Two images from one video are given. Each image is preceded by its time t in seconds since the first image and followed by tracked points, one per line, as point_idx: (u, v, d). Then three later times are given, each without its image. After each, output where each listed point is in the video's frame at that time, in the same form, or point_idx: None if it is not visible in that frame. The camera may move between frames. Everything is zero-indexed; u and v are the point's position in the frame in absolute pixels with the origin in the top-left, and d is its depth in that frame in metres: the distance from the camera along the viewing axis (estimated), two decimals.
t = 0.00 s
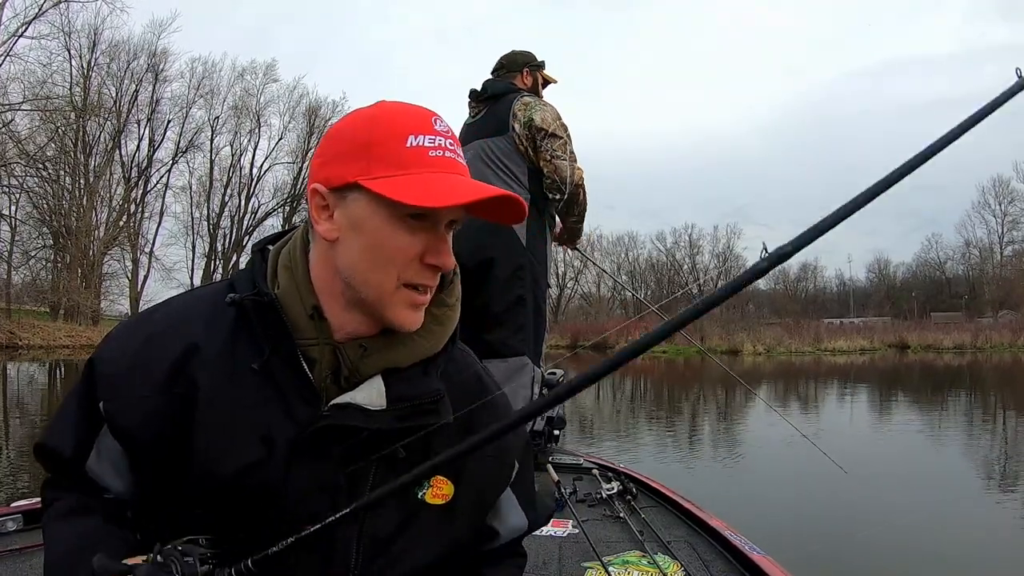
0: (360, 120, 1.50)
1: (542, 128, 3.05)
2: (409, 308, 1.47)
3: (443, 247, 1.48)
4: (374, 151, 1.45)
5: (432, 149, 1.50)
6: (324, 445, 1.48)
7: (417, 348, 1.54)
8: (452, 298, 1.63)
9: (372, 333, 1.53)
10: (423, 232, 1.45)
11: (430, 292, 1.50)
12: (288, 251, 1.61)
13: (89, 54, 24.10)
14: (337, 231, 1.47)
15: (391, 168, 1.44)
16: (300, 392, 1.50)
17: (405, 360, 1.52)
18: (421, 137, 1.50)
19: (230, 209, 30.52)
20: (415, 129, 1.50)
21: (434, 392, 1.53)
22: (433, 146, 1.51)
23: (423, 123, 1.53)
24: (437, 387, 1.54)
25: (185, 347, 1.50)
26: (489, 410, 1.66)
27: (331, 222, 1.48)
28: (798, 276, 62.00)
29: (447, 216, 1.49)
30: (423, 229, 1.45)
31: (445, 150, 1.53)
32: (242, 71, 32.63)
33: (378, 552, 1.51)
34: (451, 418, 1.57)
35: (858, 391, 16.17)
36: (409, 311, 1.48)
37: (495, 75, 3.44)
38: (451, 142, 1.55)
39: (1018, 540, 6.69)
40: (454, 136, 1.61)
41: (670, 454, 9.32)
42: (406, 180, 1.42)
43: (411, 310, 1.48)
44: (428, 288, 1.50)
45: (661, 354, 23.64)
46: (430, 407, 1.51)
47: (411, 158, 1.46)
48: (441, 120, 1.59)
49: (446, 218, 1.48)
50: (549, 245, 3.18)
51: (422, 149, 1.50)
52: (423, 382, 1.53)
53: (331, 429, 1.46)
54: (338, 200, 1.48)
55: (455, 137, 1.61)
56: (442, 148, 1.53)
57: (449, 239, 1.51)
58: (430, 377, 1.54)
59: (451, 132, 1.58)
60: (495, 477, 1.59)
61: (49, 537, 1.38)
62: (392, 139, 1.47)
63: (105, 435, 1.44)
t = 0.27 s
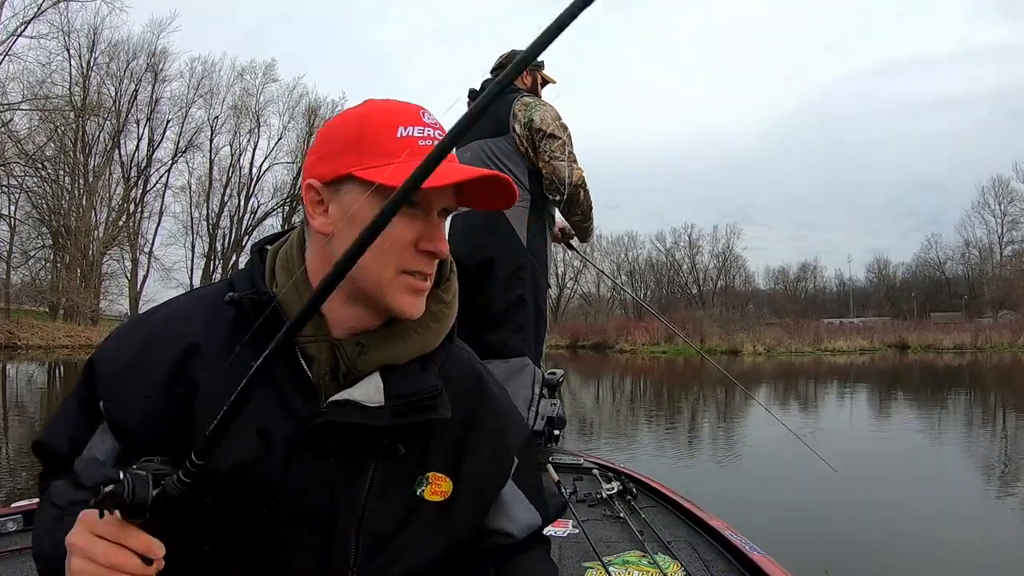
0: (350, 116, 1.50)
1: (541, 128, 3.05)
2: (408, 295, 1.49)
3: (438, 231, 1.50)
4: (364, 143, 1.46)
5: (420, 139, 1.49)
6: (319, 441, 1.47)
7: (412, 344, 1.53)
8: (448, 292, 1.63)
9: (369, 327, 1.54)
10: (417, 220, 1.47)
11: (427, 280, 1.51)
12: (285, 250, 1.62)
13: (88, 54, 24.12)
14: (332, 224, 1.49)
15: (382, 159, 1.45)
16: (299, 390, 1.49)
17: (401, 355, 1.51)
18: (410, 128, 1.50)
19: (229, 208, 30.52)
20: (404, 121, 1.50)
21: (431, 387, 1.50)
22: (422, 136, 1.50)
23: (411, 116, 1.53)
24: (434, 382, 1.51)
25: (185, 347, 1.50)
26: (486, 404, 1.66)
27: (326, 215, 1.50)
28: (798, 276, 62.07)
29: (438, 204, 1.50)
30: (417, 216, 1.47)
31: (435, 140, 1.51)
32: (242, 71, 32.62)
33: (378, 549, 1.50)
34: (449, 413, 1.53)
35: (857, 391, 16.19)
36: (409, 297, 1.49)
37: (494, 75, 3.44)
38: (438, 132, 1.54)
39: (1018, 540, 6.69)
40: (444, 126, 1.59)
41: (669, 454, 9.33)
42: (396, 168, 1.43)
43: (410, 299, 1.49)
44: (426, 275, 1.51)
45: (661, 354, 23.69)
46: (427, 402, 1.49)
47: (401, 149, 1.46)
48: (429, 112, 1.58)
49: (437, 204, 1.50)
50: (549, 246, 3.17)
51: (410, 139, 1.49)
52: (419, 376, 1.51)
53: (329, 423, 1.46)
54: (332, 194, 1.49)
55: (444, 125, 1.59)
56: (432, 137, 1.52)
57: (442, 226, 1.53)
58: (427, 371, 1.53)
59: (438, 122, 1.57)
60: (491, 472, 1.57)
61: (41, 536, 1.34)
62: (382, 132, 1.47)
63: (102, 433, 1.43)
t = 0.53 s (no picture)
0: (340, 114, 1.52)
1: (541, 129, 3.05)
2: (405, 291, 1.48)
3: (432, 226, 1.50)
4: (355, 138, 1.47)
5: (411, 134, 1.51)
6: (314, 435, 1.47)
7: (407, 340, 1.53)
8: (443, 287, 1.62)
9: (365, 324, 1.53)
10: (412, 215, 1.47)
11: (423, 276, 1.51)
12: (279, 251, 1.62)
13: (87, 53, 24.09)
14: (326, 222, 1.48)
15: (375, 155, 1.46)
16: (296, 387, 1.49)
17: (396, 350, 1.50)
18: (399, 124, 1.52)
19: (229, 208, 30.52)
20: (393, 117, 1.52)
21: (427, 381, 1.50)
22: (411, 132, 1.52)
23: (400, 112, 1.55)
24: (430, 376, 1.51)
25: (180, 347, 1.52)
26: (487, 396, 1.64)
27: (320, 214, 1.49)
28: (797, 276, 62.12)
29: (432, 197, 1.50)
30: (412, 211, 1.47)
31: (424, 134, 1.54)
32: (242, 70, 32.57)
33: (377, 544, 1.50)
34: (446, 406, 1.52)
35: (857, 391, 16.21)
36: (406, 294, 1.49)
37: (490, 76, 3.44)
38: (429, 127, 1.57)
39: (1017, 540, 6.69)
40: (432, 122, 1.62)
41: (668, 454, 9.34)
42: (389, 162, 1.44)
43: (406, 295, 1.49)
44: (422, 271, 1.50)
45: (661, 354, 23.72)
46: (423, 396, 1.49)
47: (392, 145, 1.48)
48: (418, 109, 1.61)
49: (430, 198, 1.50)
50: (549, 246, 3.17)
51: (402, 134, 1.51)
52: (415, 371, 1.51)
53: (324, 421, 1.45)
54: (325, 193, 1.49)
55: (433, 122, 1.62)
56: (421, 132, 1.54)
57: (435, 219, 1.53)
58: (423, 367, 1.52)
59: (428, 119, 1.59)
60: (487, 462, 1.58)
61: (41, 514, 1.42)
62: (373, 128, 1.49)
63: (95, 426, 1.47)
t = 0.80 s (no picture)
0: (340, 114, 1.52)
1: (536, 130, 3.04)
2: (406, 293, 1.47)
3: (433, 229, 1.49)
4: (355, 138, 1.47)
5: (412, 136, 1.51)
6: (314, 430, 1.47)
7: (407, 333, 1.52)
8: (443, 284, 1.61)
9: (365, 321, 1.52)
10: (412, 217, 1.46)
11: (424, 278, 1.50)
12: (277, 248, 1.61)
13: (86, 53, 24.07)
14: (326, 224, 1.48)
15: (375, 156, 1.46)
16: (294, 385, 1.49)
17: (396, 343, 1.50)
18: (400, 124, 1.52)
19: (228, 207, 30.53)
20: (393, 117, 1.52)
21: (426, 373, 1.49)
22: (412, 131, 1.52)
23: (401, 112, 1.55)
24: (429, 368, 1.50)
25: (179, 345, 1.53)
26: (486, 383, 1.61)
27: (320, 215, 1.49)
28: (797, 277, 62.22)
29: (432, 199, 1.50)
30: (412, 213, 1.46)
31: (425, 135, 1.54)
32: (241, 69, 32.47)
33: (382, 540, 1.51)
34: (445, 397, 1.51)
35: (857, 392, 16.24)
36: (407, 296, 1.48)
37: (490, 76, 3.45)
38: (430, 128, 1.56)
39: (1017, 540, 6.70)
40: (434, 122, 1.62)
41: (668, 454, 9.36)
42: (388, 162, 1.44)
43: (406, 295, 1.47)
44: (422, 272, 1.49)
45: (660, 354, 23.77)
46: (422, 388, 1.48)
47: (392, 145, 1.48)
48: (419, 108, 1.61)
49: (431, 199, 1.49)
50: (547, 246, 3.16)
51: (402, 135, 1.51)
52: (414, 363, 1.50)
53: (322, 417, 1.45)
54: (324, 194, 1.49)
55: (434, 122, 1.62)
56: (422, 133, 1.54)
57: (437, 221, 1.52)
58: (422, 358, 1.51)
59: (429, 119, 1.59)
60: (488, 447, 1.58)
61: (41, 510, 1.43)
62: (372, 128, 1.49)
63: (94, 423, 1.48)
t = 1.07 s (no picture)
0: (334, 114, 1.52)
1: (534, 130, 3.03)
2: (399, 298, 1.46)
3: (426, 235, 1.47)
4: (346, 141, 1.48)
5: (404, 137, 1.51)
6: (311, 433, 1.47)
7: (403, 334, 1.51)
8: (439, 285, 1.61)
9: (359, 323, 1.52)
10: (404, 222, 1.45)
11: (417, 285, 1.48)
12: (272, 250, 1.61)
13: (85, 52, 24.00)
14: (316, 227, 1.48)
15: (367, 160, 1.46)
16: (289, 387, 1.49)
17: (392, 344, 1.50)
18: (393, 124, 1.52)
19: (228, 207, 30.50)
20: (385, 119, 1.52)
21: (423, 374, 1.49)
22: (407, 134, 1.52)
23: (395, 112, 1.55)
24: (426, 369, 1.50)
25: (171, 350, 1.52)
26: (481, 380, 1.61)
27: (311, 219, 1.49)
28: (797, 277, 62.28)
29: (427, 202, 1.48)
30: (404, 219, 1.45)
31: (420, 138, 1.53)
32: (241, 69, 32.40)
33: (384, 539, 1.52)
34: (442, 398, 1.51)
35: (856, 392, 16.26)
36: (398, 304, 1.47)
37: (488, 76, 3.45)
38: (424, 130, 1.55)
39: (1015, 541, 6.72)
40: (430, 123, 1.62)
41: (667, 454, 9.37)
42: (379, 167, 1.43)
43: (395, 301, 1.46)
44: (415, 279, 1.47)
45: (660, 354, 23.80)
46: (419, 389, 1.48)
47: (386, 147, 1.47)
48: (415, 107, 1.60)
49: (425, 204, 1.48)
50: (545, 247, 3.17)
51: (394, 137, 1.51)
52: (411, 363, 1.50)
53: (318, 419, 1.45)
54: (315, 197, 1.49)
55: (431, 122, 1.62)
56: (417, 135, 1.54)
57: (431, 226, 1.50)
58: (419, 358, 1.51)
59: (425, 119, 1.58)
60: (487, 444, 1.59)
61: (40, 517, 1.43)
62: (365, 131, 1.49)
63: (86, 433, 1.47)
